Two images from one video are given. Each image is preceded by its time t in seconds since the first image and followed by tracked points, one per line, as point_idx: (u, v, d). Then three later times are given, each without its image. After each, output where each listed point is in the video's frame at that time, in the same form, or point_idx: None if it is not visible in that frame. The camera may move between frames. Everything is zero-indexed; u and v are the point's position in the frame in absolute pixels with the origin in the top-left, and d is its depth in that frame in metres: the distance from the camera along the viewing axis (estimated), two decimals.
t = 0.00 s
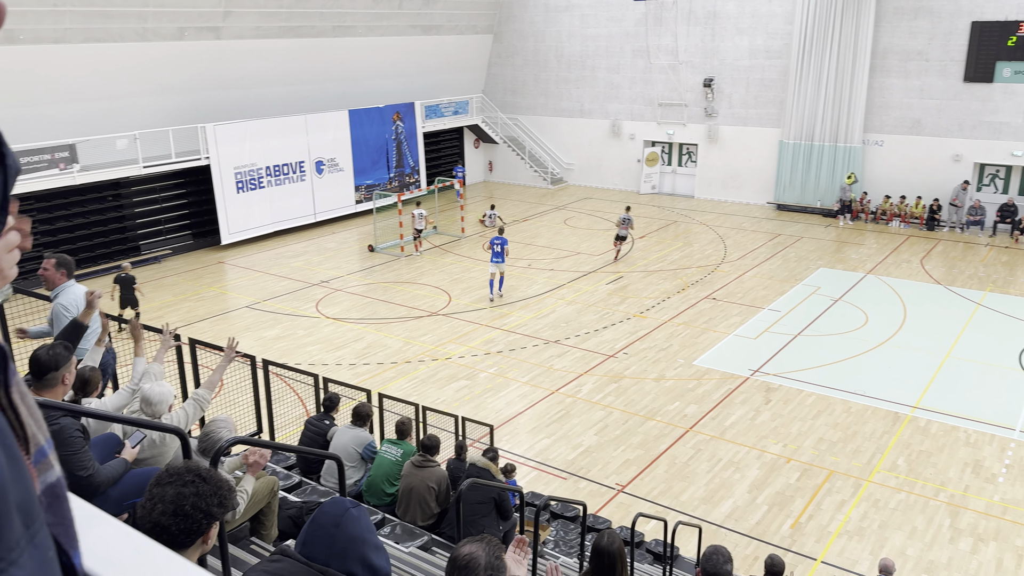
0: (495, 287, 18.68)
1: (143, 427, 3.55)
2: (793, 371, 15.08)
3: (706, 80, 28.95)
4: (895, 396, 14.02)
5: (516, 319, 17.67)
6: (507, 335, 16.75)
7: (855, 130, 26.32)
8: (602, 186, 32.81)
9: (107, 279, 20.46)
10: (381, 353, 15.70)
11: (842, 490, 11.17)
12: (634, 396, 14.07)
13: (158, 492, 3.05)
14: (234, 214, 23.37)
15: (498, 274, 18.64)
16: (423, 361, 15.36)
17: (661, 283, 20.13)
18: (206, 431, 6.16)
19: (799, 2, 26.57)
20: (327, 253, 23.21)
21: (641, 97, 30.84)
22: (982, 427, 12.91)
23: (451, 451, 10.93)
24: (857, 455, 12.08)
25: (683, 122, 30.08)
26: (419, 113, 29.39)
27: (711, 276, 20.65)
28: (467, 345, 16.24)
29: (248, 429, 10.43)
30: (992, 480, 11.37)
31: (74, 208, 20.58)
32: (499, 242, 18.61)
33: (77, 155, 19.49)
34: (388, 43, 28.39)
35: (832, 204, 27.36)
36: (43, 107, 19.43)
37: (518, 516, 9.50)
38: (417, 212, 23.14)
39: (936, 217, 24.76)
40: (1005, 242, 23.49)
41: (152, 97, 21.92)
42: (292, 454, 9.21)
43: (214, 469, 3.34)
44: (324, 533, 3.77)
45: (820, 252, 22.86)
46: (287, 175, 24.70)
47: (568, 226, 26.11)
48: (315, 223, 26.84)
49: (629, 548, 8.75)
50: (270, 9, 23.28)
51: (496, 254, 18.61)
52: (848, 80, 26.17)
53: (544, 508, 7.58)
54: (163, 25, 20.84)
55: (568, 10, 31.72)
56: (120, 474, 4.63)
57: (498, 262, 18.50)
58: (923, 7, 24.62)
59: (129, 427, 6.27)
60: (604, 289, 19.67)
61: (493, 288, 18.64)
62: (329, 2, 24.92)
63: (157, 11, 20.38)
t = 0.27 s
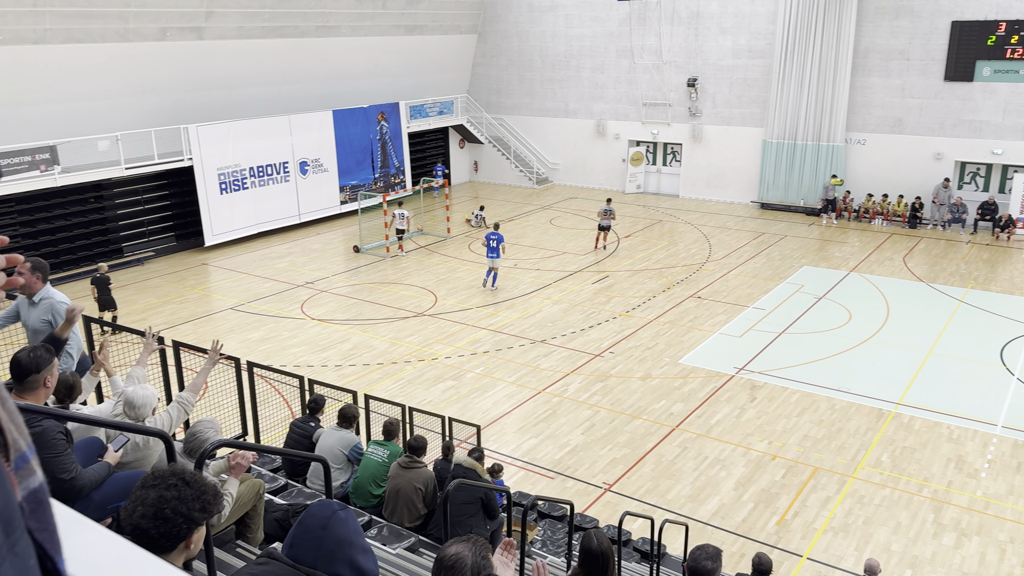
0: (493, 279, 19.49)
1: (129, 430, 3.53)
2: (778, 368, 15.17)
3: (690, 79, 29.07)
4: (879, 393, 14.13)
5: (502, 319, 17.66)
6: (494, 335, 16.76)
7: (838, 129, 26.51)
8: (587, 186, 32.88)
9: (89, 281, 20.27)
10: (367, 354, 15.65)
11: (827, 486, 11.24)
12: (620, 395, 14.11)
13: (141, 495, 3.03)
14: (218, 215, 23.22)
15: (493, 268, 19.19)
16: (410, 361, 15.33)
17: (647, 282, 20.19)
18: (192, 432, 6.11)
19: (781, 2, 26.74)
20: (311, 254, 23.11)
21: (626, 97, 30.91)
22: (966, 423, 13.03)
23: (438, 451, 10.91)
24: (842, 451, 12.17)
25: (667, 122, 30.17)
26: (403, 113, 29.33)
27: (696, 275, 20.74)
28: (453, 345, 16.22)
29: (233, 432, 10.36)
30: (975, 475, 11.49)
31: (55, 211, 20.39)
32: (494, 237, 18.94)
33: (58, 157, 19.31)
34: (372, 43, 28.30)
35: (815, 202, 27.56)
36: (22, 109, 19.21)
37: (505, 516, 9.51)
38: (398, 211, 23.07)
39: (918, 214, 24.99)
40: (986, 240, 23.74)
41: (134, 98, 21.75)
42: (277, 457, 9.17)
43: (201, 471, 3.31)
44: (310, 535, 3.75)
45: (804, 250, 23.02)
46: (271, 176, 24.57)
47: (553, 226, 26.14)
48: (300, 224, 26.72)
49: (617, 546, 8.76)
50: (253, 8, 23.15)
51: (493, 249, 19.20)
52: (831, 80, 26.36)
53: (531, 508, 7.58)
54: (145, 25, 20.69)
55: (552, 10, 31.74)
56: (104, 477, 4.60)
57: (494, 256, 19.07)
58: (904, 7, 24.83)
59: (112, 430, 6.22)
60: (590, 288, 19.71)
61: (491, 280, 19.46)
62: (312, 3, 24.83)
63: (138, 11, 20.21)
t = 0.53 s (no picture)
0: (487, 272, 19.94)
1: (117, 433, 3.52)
2: (762, 367, 15.26)
3: (674, 79, 29.16)
4: (862, 390, 14.24)
5: (488, 319, 17.65)
6: (480, 335, 16.74)
7: (821, 128, 26.70)
8: (573, 185, 32.92)
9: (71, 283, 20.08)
10: (352, 355, 15.60)
11: (812, 483, 11.32)
12: (606, 394, 14.14)
13: (122, 497, 3.03)
14: (201, 216, 23.06)
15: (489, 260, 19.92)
16: (395, 362, 15.29)
17: (632, 281, 20.24)
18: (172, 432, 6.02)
19: (764, 3, 26.89)
20: (295, 255, 22.99)
21: (610, 97, 30.97)
22: (949, 419, 13.15)
23: (424, 452, 10.89)
24: (826, 449, 12.25)
25: (651, 122, 30.26)
26: (388, 113, 29.25)
27: (681, 274, 20.82)
28: (439, 345, 16.19)
29: (217, 435, 10.28)
30: (957, 471, 11.60)
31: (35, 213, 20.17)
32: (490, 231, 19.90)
33: (38, 158, 19.10)
34: (356, 43, 28.21)
35: (798, 201, 27.74)
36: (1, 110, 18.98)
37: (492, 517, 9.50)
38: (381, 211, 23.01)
39: (900, 213, 25.19)
40: (967, 238, 23.98)
41: (116, 99, 21.58)
42: (262, 459, 9.13)
43: (187, 476, 3.29)
44: (295, 539, 3.73)
45: (787, 249, 23.18)
46: (254, 177, 24.42)
47: (539, 225, 26.15)
48: (284, 225, 26.57)
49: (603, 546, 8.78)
50: (235, 8, 23.02)
51: (487, 242, 20.07)
52: (813, 80, 26.54)
53: (517, 508, 7.56)
54: (126, 25, 20.52)
55: (536, 10, 31.76)
56: (86, 481, 4.55)
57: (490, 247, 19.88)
58: (885, 7, 25.05)
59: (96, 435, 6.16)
60: (575, 288, 19.74)
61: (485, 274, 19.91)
62: (296, 3, 24.73)
63: (119, 11, 20.05)
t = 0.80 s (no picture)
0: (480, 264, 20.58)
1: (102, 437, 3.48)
2: (747, 365, 15.34)
3: (659, 79, 29.25)
4: (847, 388, 14.34)
5: (474, 319, 17.63)
6: (466, 336, 16.73)
7: (804, 128, 26.88)
8: (558, 185, 32.96)
9: (53, 285, 19.88)
10: (338, 356, 15.54)
11: (797, 481, 11.38)
12: (593, 393, 14.16)
13: (107, 501, 3.00)
14: (184, 217, 22.90)
15: (483, 251, 20.57)
16: (382, 363, 15.25)
17: (618, 281, 20.29)
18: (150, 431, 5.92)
19: (747, 3, 27.03)
20: (280, 256, 22.88)
21: (595, 97, 31.03)
22: (933, 416, 13.27)
23: (411, 453, 10.86)
24: (811, 446, 12.33)
25: (637, 122, 30.36)
26: (373, 114, 29.22)
27: (666, 273, 20.89)
28: (426, 346, 16.16)
29: (202, 437, 10.23)
30: (941, 467, 11.70)
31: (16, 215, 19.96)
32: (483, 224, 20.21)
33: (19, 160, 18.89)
34: (340, 43, 28.12)
35: (782, 201, 27.91)
36: None
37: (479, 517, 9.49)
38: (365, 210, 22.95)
39: (883, 211, 25.45)
40: (949, 236, 24.22)
41: (98, 99, 21.39)
42: (247, 461, 9.07)
43: (173, 480, 3.27)
44: (281, 541, 3.71)
45: (772, 248, 23.33)
46: (239, 178, 24.29)
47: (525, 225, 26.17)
48: (269, 226, 26.44)
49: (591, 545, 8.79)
50: (218, 8, 22.88)
51: (481, 234, 20.43)
52: (796, 80, 26.71)
53: (504, 508, 7.55)
54: (107, 25, 20.30)
55: (521, 10, 31.77)
56: (70, 484, 4.51)
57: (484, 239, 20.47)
58: (867, 7, 25.24)
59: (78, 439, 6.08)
60: (561, 288, 19.76)
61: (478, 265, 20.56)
62: (280, 2, 24.62)
63: (100, 11, 19.81)
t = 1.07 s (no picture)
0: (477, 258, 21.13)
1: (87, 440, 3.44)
2: (735, 364, 15.40)
3: (646, 79, 29.31)
4: (834, 386, 14.42)
5: (463, 319, 17.61)
6: (455, 336, 16.71)
7: (790, 128, 27.02)
8: (546, 185, 32.97)
9: (38, 288, 19.70)
10: (326, 358, 15.48)
11: (785, 479, 11.44)
12: (582, 393, 14.18)
13: (93, 504, 2.96)
14: (170, 218, 22.75)
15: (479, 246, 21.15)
16: (370, 364, 15.21)
17: (606, 281, 20.31)
18: (135, 433, 5.85)
19: (734, 4, 27.14)
20: (267, 257, 22.77)
21: (582, 97, 31.07)
22: (920, 414, 13.36)
23: (400, 454, 10.84)
24: (799, 445, 12.39)
25: (624, 122, 30.39)
26: (360, 114, 29.14)
27: (654, 273, 20.94)
28: (414, 346, 16.13)
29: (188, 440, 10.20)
30: (927, 464, 11.79)
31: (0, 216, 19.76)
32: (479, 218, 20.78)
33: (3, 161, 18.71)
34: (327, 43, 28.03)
35: (769, 200, 28.02)
36: None
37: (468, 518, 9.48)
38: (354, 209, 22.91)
39: (869, 211, 25.61)
40: (934, 235, 24.40)
41: (82, 100, 21.19)
42: (235, 463, 9.01)
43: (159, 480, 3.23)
44: (268, 543, 3.69)
45: (759, 247, 23.44)
46: (225, 178, 24.16)
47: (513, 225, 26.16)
48: (256, 226, 26.31)
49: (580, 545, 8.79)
50: (203, 8, 22.72)
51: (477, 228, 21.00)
52: (782, 80, 26.84)
53: (493, 508, 7.55)
54: (91, 25, 20.16)
55: (508, 10, 31.76)
56: (56, 487, 4.43)
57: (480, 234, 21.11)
58: (853, 8, 25.39)
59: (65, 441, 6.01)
60: (549, 287, 19.77)
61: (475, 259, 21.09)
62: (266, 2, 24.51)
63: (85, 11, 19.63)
